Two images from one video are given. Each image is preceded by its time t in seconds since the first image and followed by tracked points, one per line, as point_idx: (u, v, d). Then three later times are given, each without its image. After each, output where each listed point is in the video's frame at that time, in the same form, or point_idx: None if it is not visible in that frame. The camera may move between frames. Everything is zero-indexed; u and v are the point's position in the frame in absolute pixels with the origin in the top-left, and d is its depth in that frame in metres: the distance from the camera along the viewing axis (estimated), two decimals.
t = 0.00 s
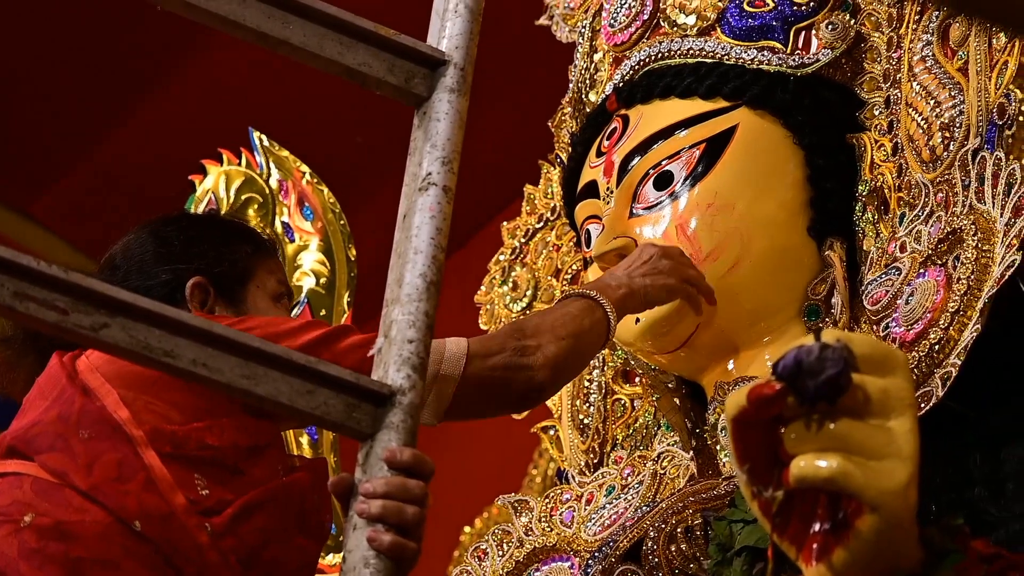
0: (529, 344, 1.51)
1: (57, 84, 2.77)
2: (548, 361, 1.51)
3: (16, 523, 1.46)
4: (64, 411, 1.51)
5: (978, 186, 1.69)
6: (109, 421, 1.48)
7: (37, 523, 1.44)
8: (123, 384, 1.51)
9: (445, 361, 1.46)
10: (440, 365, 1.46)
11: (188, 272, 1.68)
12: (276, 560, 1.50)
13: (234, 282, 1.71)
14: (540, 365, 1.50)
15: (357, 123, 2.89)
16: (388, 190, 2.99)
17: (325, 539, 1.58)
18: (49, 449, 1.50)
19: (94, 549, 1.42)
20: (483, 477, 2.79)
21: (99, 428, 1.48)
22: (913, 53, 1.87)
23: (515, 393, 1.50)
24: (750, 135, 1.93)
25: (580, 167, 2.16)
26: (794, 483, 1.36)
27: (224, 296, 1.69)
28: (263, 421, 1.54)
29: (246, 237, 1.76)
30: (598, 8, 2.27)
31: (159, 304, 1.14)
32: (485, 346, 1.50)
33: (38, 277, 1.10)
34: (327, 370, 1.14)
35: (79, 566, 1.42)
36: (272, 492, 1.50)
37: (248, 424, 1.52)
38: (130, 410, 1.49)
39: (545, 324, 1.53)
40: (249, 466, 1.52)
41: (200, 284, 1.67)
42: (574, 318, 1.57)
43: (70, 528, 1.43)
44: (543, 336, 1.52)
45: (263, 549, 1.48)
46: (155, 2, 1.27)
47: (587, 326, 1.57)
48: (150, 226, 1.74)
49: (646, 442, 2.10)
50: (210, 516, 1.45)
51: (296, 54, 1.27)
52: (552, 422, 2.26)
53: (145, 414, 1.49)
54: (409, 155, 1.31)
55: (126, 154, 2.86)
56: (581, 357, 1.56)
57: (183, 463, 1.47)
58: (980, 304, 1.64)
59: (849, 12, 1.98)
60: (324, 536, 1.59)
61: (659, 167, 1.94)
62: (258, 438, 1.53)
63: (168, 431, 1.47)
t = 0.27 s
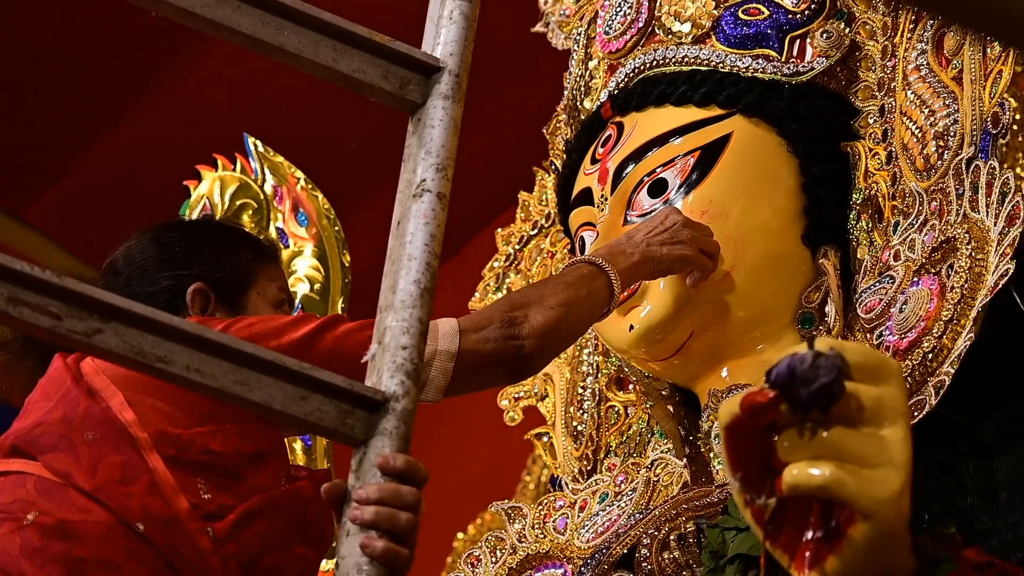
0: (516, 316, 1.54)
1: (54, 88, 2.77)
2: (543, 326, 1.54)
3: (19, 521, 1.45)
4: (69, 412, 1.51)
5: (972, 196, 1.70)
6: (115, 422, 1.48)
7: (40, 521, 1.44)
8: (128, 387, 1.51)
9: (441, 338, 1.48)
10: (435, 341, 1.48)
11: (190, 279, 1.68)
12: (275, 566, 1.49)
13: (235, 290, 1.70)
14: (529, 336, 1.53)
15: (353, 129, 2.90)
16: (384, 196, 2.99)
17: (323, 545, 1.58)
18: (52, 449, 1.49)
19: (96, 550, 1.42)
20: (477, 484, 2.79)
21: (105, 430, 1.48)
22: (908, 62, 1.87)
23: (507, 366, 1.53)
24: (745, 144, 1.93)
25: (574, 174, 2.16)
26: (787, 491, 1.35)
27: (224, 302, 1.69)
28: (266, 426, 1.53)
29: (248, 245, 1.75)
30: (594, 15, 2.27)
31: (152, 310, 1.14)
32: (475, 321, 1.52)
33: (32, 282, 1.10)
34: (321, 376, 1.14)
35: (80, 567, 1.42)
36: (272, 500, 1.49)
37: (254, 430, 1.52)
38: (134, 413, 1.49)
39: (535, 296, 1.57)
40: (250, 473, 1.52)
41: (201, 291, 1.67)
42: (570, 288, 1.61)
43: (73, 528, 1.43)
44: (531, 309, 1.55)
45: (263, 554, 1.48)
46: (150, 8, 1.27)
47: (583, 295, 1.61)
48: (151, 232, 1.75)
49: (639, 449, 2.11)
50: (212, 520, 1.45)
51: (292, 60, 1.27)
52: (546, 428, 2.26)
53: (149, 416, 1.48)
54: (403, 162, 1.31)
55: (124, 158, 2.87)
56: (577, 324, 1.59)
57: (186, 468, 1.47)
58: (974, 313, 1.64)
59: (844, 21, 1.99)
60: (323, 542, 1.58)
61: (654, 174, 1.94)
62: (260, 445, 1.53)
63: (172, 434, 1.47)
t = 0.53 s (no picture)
0: (518, 327, 1.56)
1: (49, 91, 2.77)
2: (546, 338, 1.56)
3: (16, 526, 1.47)
4: (67, 416, 1.51)
5: (968, 197, 1.70)
6: (111, 427, 1.48)
7: (36, 526, 1.45)
8: (126, 390, 1.51)
9: (442, 348, 1.50)
10: (436, 349, 1.49)
11: (190, 284, 1.68)
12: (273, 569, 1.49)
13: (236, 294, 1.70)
14: (530, 348, 1.55)
15: (349, 131, 2.89)
16: (381, 197, 2.99)
17: (321, 548, 1.58)
18: (50, 453, 1.50)
19: (93, 554, 1.42)
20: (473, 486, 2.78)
21: (101, 434, 1.48)
22: (903, 63, 1.87)
23: (506, 377, 1.54)
24: (741, 144, 1.93)
25: (570, 175, 2.16)
26: (784, 492, 1.35)
27: (224, 307, 1.69)
28: (264, 431, 1.53)
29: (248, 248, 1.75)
30: (589, 16, 2.27)
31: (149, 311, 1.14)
32: (477, 332, 1.54)
33: (29, 284, 1.10)
34: (317, 377, 1.14)
35: (76, 571, 1.42)
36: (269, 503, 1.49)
37: (251, 434, 1.52)
38: (132, 417, 1.48)
39: (539, 307, 1.59)
40: (247, 477, 1.51)
41: (201, 296, 1.67)
42: (577, 297, 1.61)
43: (71, 532, 1.43)
44: (533, 320, 1.57)
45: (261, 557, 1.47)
46: (146, 9, 1.27)
47: (590, 306, 1.61)
48: (151, 238, 1.74)
49: (635, 450, 2.11)
50: (209, 524, 1.45)
51: (288, 61, 1.27)
52: (542, 429, 2.27)
53: (147, 421, 1.49)
54: (399, 163, 1.31)
55: (121, 160, 2.87)
56: (580, 335, 1.60)
57: (183, 472, 1.46)
58: (971, 313, 1.64)
59: (840, 22, 1.99)
60: (321, 548, 1.57)
61: (650, 175, 1.94)
62: (258, 449, 1.52)
63: (169, 438, 1.47)
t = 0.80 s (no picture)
0: (513, 329, 1.57)
1: (49, 91, 2.77)
2: (541, 339, 1.57)
3: (21, 523, 1.45)
4: (73, 414, 1.51)
5: (966, 198, 1.70)
6: (119, 426, 1.48)
7: (42, 523, 1.44)
8: (134, 390, 1.51)
9: (440, 349, 1.51)
10: (435, 350, 1.50)
11: (193, 284, 1.68)
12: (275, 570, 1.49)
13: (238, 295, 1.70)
14: (526, 349, 1.56)
15: (348, 131, 2.89)
16: (380, 198, 2.99)
17: (324, 549, 1.57)
18: (56, 451, 1.49)
19: (99, 552, 1.41)
20: (470, 486, 2.78)
21: (109, 432, 1.48)
22: (902, 64, 1.88)
23: (503, 378, 1.55)
24: (740, 146, 1.93)
25: (569, 175, 2.16)
26: (782, 492, 1.35)
27: (227, 308, 1.70)
28: (269, 432, 1.53)
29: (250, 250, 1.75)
30: (588, 17, 2.27)
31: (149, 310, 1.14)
32: (474, 333, 1.55)
33: (29, 282, 1.10)
34: (317, 376, 1.14)
35: (81, 568, 1.42)
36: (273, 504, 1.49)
37: (255, 436, 1.52)
38: (140, 416, 1.48)
39: (533, 310, 1.60)
40: (252, 478, 1.51)
41: (204, 295, 1.67)
42: (567, 303, 1.63)
43: (75, 530, 1.43)
44: (527, 323, 1.58)
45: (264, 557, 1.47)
46: (145, 8, 1.28)
47: (580, 311, 1.62)
48: (153, 238, 1.73)
49: (634, 450, 2.10)
50: (214, 525, 1.45)
51: (287, 60, 1.27)
52: (540, 429, 2.27)
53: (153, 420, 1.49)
54: (399, 162, 1.31)
55: (121, 160, 2.87)
56: (573, 340, 1.62)
57: (188, 472, 1.47)
58: (969, 314, 1.64)
59: (839, 23, 1.99)
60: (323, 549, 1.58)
61: (648, 175, 1.94)
62: (262, 450, 1.52)
63: (175, 437, 1.47)
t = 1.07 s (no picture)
0: (513, 321, 1.56)
1: (47, 91, 2.77)
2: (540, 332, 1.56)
3: (15, 525, 1.46)
4: (68, 415, 1.51)
5: (964, 198, 1.70)
6: (112, 426, 1.48)
7: (36, 525, 1.45)
8: (129, 391, 1.52)
9: (437, 342, 1.50)
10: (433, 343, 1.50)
11: (193, 284, 1.68)
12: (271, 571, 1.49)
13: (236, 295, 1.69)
14: (525, 341, 1.54)
15: (345, 131, 2.89)
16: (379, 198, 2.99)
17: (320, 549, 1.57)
18: (50, 452, 1.49)
19: (92, 553, 1.42)
20: (469, 487, 2.78)
21: (103, 433, 1.48)
22: (900, 64, 1.88)
23: (503, 371, 1.55)
24: (737, 145, 1.93)
25: (567, 175, 2.16)
26: (778, 492, 1.35)
27: (226, 307, 1.69)
28: (264, 433, 1.54)
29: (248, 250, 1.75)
30: (586, 17, 2.28)
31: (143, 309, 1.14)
32: (472, 327, 1.54)
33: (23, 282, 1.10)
34: (311, 376, 1.14)
35: (75, 570, 1.42)
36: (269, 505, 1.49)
37: (251, 436, 1.52)
38: (134, 417, 1.49)
39: (530, 303, 1.59)
40: (247, 477, 1.51)
41: (204, 295, 1.67)
42: (565, 296, 1.63)
43: (69, 531, 1.43)
44: (526, 314, 1.57)
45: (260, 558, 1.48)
46: (140, 9, 1.28)
47: (576, 303, 1.62)
48: (153, 238, 1.74)
49: (631, 451, 2.11)
50: (208, 525, 1.45)
51: (282, 61, 1.27)
52: (538, 430, 2.27)
53: (148, 421, 1.49)
54: (393, 163, 1.31)
55: (120, 160, 2.87)
56: (572, 331, 1.61)
57: (183, 472, 1.46)
58: (966, 314, 1.64)
59: (837, 23, 1.99)
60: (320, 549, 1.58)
61: (646, 176, 1.94)
62: (258, 451, 1.53)
63: (170, 438, 1.47)
